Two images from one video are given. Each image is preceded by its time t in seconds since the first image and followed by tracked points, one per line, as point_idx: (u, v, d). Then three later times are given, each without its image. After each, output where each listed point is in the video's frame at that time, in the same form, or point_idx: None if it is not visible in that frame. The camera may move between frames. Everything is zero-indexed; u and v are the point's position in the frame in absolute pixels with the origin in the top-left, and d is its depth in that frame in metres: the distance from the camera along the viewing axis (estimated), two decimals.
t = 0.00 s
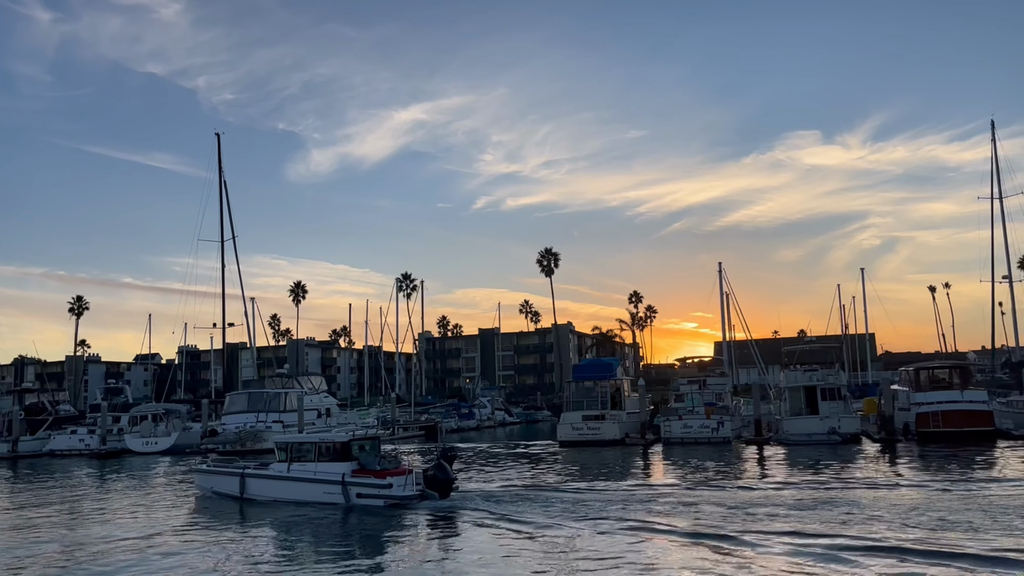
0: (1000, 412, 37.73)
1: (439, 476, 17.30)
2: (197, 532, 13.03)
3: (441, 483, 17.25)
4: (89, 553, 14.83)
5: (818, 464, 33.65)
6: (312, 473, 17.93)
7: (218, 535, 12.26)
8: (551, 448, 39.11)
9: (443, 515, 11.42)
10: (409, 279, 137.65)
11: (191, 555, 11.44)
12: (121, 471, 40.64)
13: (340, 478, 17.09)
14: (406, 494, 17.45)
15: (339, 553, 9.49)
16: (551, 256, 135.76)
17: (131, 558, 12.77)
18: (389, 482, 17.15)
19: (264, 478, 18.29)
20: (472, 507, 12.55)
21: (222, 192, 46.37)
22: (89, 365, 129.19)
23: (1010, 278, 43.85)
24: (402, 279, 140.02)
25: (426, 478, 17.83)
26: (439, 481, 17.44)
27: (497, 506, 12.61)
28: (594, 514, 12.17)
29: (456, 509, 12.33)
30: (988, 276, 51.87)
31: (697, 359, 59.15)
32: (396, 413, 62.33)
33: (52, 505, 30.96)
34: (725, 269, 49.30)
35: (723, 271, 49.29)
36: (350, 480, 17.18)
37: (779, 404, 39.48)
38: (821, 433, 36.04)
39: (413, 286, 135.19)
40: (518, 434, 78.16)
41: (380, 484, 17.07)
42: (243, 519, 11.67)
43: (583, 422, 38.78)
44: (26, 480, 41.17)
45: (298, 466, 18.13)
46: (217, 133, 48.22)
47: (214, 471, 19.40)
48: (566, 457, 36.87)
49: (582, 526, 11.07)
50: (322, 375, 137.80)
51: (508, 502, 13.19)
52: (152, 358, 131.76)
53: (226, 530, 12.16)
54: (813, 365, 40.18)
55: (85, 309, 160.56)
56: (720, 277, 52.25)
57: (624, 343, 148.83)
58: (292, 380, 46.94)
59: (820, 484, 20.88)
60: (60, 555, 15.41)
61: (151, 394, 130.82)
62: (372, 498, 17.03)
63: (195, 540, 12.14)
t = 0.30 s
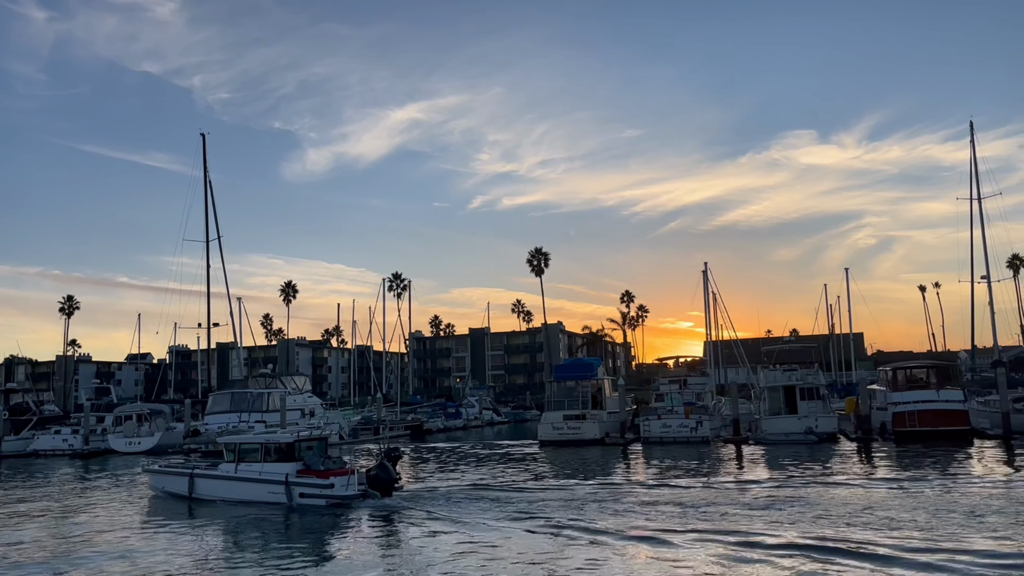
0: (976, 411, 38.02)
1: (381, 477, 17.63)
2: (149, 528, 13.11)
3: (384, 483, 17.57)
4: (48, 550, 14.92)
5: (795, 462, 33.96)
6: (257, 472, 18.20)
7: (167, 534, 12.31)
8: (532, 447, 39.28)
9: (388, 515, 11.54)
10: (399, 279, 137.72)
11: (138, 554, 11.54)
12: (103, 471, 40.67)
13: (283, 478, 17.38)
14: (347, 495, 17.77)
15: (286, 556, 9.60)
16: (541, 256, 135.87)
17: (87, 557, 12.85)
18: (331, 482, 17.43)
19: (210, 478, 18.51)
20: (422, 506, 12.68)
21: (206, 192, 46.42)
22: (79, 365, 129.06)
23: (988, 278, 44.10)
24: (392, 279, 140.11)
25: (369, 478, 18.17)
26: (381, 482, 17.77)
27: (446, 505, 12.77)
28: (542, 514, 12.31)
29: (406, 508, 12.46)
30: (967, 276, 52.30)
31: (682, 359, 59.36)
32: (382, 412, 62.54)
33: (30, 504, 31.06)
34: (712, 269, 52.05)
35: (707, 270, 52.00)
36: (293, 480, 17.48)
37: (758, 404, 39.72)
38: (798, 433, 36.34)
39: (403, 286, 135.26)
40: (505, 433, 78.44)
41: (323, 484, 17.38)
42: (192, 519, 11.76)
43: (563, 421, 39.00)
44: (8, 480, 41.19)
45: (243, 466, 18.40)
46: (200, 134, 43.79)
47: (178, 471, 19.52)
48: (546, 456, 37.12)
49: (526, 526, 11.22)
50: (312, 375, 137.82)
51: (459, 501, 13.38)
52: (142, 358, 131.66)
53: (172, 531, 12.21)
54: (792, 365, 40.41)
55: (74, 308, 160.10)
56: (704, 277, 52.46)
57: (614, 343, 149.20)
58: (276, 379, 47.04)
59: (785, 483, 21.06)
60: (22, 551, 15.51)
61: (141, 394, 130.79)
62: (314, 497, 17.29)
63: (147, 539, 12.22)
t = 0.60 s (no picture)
0: (954, 411, 38.31)
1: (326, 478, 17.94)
2: (105, 527, 13.22)
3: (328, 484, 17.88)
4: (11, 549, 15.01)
5: (773, 461, 34.27)
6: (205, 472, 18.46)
7: (121, 533, 12.42)
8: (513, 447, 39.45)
9: (337, 516, 11.62)
10: (390, 278, 137.76)
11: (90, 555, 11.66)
12: (84, 472, 40.70)
13: (229, 477, 17.62)
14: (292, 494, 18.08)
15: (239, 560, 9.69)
16: (531, 256, 135.92)
17: (42, 556, 12.95)
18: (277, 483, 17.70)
19: (160, 477, 18.73)
20: (376, 505, 12.80)
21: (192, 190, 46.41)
22: (69, 365, 128.87)
23: (968, 279, 44.40)
24: (382, 279, 140.12)
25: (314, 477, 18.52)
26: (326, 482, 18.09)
27: (401, 505, 12.94)
28: (494, 514, 12.41)
29: (358, 506, 12.59)
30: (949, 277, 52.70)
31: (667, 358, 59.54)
32: (368, 412, 62.66)
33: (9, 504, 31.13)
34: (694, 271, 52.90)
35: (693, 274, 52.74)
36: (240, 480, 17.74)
37: (737, 403, 39.99)
38: (775, 432, 36.65)
39: (393, 285, 135.29)
40: (493, 432, 78.61)
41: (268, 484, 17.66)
42: (142, 520, 11.86)
43: (545, 421, 39.22)
44: None
45: (191, 465, 18.64)
46: (189, 134, 43.59)
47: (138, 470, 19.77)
48: (527, 456, 37.32)
49: (473, 525, 11.34)
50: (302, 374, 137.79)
51: (414, 501, 13.54)
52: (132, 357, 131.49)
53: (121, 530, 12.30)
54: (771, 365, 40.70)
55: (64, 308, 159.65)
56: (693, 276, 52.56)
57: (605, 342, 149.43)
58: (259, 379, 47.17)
59: (753, 484, 21.25)
60: None
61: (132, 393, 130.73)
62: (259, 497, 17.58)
63: (101, 538, 12.34)
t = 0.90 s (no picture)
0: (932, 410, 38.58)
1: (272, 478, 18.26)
2: (61, 526, 13.31)
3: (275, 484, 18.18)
4: None
5: (751, 460, 34.57)
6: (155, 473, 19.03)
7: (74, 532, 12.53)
8: (494, 447, 39.61)
9: (284, 515, 11.84)
10: (381, 279, 137.83)
11: (41, 551, 11.77)
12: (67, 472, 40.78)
13: (176, 478, 18.16)
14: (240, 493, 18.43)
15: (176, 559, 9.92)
16: (522, 256, 136.03)
17: None
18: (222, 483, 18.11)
19: (112, 478, 19.23)
20: (327, 505, 12.99)
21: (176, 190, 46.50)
22: (60, 364, 128.72)
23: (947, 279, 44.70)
24: (373, 279, 140.23)
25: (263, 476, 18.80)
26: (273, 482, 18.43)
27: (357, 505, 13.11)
28: (443, 514, 12.62)
29: (309, 506, 12.79)
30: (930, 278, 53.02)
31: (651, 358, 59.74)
32: (354, 412, 62.81)
33: None
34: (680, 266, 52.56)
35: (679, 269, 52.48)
36: (188, 480, 18.24)
37: (717, 403, 40.16)
38: (753, 432, 36.93)
39: (384, 285, 135.48)
40: (481, 431, 78.76)
41: (214, 483, 18.23)
42: (96, 519, 12.04)
43: (526, 420, 39.43)
44: None
45: (142, 465, 19.17)
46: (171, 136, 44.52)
47: (97, 471, 19.99)
48: (508, 455, 37.54)
49: (422, 524, 11.56)
50: (292, 374, 137.75)
51: (371, 501, 13.68)
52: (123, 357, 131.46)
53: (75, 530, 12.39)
54: (751, 365, 40.95)
55: (58, 308, 159.83)
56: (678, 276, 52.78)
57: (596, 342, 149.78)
58: (243, 379, 47.36)
59: (721, 484, 21.47)
60: None
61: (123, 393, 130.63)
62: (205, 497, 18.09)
63: (53, 537, 12.44)
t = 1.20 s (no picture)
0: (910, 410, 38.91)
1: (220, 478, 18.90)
2: (24, 524, 13.46)
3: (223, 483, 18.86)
4: None
5: (730, 459, 34.85)
6: (105, 473, 19.70)
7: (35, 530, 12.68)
8: (476, 447, 39.83)
9: (238, 516, 12.03)
10: (372, 278, 137.94)
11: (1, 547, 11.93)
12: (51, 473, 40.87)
13: (126, 477, 18.78)
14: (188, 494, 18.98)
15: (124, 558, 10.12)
16: (512, 255, 136.22)
17: None
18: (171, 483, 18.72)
19: (63, 479, 19.80)
20: (286, 505, 13.19)
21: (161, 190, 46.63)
22: (51, 364, 128.56)
23: (926, 278, 45.07)
24: (364, 279, 140.31)
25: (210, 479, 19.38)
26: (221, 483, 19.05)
27: (316, 506, 13.34)
28: (397, 515, 12.83)
29: (266, 506, 12.98)
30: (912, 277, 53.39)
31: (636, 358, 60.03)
32: (341, 412, 63.04)
33: None
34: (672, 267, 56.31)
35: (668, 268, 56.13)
36: (137, 481, 18.86)
37: (698, 403, 40.39)
38: (733, 431, 37.19)
39: (375, 284, 135.63)
40: (470, 431, 78.94)
41: (164, 484, 18.86)
42: (52, 517, 12.21)
43: (508, 420, 39.63)
44: None
45: (98, 465, 19.75)
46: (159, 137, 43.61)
47: (69, 473, 20.11)
48: (489, 456, 37.74)
49: (377, 525, 11.78)
50: (283, 374, 137.75)
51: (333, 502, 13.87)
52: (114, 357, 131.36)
53: (36, 528, 12.55)
54: (732, 364, 41.21)
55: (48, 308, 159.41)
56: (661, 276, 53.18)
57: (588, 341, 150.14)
58: (228, 379, 47.50)
59: (691, 484, 21.69)
60: None
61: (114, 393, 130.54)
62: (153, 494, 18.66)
63: (15, 534, 12.62)
